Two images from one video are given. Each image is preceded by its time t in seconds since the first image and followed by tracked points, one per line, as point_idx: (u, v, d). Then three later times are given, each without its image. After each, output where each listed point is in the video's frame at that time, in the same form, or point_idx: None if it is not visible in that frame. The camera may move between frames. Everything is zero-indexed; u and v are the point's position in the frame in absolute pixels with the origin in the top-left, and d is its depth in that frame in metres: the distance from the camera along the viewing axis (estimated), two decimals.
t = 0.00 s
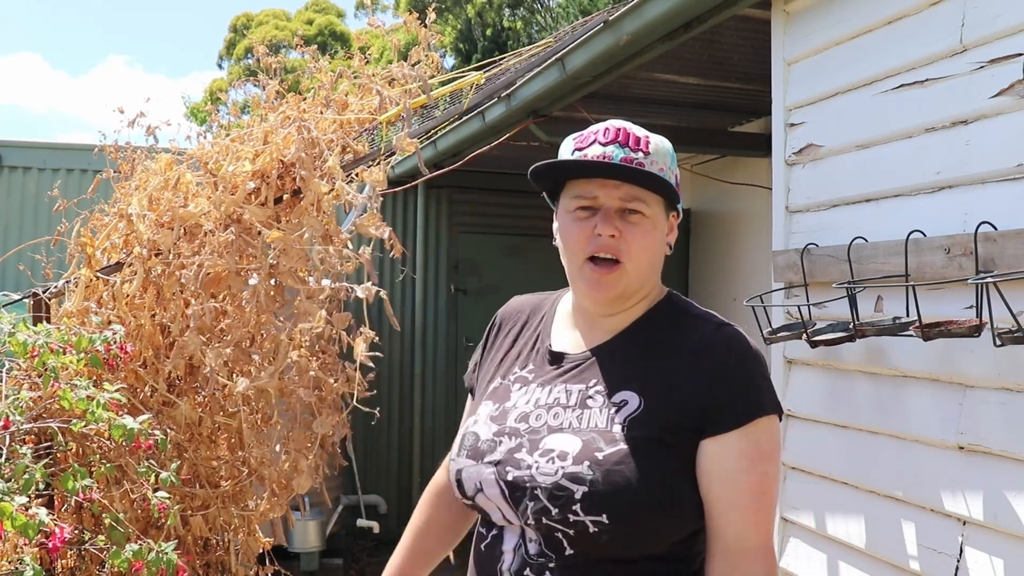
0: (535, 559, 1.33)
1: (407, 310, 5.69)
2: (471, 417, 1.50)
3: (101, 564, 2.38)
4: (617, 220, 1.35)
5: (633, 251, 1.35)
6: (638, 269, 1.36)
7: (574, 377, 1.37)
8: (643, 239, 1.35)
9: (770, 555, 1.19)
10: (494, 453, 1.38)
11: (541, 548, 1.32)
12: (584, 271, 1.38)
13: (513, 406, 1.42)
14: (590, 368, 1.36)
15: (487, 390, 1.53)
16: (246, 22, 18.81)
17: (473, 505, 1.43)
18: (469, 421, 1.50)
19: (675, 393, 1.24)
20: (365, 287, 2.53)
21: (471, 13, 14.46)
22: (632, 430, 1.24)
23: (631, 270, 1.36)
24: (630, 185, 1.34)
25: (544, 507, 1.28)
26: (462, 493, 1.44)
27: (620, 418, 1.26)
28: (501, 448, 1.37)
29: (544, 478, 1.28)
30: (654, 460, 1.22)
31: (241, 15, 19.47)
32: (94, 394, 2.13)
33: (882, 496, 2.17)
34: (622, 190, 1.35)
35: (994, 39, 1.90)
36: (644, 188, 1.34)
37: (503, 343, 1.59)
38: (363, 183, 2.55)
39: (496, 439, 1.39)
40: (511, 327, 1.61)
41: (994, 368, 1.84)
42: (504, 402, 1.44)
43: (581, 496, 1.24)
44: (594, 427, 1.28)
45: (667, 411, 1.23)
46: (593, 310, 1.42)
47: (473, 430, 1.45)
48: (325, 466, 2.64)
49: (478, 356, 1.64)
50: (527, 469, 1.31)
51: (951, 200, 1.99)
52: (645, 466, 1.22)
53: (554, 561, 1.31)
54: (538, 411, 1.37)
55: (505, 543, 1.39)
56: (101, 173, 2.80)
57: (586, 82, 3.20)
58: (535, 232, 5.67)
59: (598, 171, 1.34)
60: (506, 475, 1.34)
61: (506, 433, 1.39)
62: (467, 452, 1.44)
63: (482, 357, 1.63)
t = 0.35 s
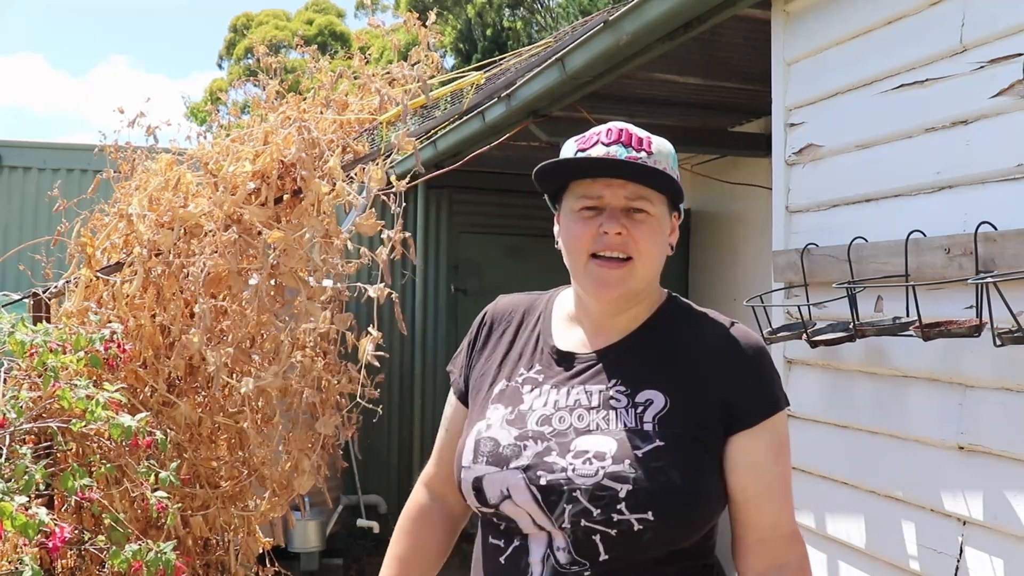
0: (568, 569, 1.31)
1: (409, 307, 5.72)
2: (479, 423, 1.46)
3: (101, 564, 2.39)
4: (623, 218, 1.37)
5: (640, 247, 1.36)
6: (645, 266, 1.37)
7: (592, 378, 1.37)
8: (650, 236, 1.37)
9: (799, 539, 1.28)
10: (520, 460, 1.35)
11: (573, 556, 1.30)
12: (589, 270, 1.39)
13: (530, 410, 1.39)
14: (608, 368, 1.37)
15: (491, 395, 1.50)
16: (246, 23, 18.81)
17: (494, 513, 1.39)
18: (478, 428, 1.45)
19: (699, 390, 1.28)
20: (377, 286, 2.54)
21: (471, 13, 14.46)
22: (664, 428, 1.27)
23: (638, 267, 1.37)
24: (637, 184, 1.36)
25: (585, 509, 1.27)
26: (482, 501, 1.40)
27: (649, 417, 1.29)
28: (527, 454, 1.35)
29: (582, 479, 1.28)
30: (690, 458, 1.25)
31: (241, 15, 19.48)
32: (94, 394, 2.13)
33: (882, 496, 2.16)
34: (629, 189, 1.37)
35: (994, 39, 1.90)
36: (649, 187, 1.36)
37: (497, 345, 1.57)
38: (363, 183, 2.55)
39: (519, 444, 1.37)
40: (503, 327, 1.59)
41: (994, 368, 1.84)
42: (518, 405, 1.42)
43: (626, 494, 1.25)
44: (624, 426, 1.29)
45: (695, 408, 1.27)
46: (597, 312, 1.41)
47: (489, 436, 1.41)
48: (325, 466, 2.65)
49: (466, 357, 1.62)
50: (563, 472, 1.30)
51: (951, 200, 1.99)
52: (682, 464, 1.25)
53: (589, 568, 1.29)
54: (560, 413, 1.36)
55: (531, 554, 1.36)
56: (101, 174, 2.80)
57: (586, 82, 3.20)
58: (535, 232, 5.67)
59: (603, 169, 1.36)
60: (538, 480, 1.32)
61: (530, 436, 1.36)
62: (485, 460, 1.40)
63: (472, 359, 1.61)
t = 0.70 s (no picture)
0: (570, 568, 1.31)
1: (408, 310, 5.69)
2: (482, 420, 1.46)
3: (101, 564, 2.39)
4: (631, 220, 1.37)
5: (647, 250, 1.36)
6: (652, 268, 1.37)
7: (596, 376, 1.37)
8: (657, 238, 1.37)
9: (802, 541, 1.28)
10: (524, 457, 1.35)
11: (575, 556, 1.30)
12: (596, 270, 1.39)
13: (534, 408, 1.39)
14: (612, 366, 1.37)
15: (494, 392, 1.49)
16: (246, 23, 18.81)
17: (496, 512, 1.39)
18: (480, 425, 1.45)
19: (704, 390, 1.28)
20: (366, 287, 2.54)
21: (471, 13, 14.46)
22: (669, 427, 1.27)
23: (646, 269, 1.37)
24: (645, 187, 1.36)
25: (589, 507, 1.28)
26: (484, 500, 1.40)
27: (654, 415, 1.29)
28: (530, 451, 1.35)
29: (586, 478, 1.28)
30: (695, 456, 1.25)
31: (241, 15, 19.48)
32: (94, 394, 2.13)
33: (882, 496, 2.16)
34: (637, 192, 1.37)
35: (994, 39, 1.90)
36: (657, 189, 1.37)
37: (502, 343, 1.57)
38: (363, 183, 2.55)
39: (522, 442, 1.36)
40: (507, 326, 1.59)
41: (995, 368, 1.84)
42: (521, 403, 1.41)
43: (630, 492, 1.25)
44: (628, 425, 1.29)
45: (700, 407, 1.28)
46: (603, 312, 1.42)
47: (492, 434, 1.41)
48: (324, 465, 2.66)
49: (470, 357, 1.61)
50: (566, 470, 1.30)
51: (951, 200, 1.99)
52: (686, 462, 1.25)
53: (592, 567, 1.29)
54: (564, 411, 1.35)
55: (533, 553, 1.35)
56: (100, 174, 2.80)
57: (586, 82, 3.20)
58: (535, 232, 5.71)
59: (612, 172, 1.36)
60: (541, 478, 1.31)
61: (533, 434, 1.36)
62: (488, 457, 1.39)
63: (475, 358, 1.60)
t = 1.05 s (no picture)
0: (557, 567, 1.31)
1: (409, 311, 5.67)
2: (481, 419, 1.48)
3: (101, 564, 2.39)
4: (639, 227, 1.36)
5: (655, 257, 1.36)
6: (660, 275, 1.37)
7: (592, 376, 1.37)
8: (665, 245, 1.36)
9: (801, 551, 1.22)
10: (513, 454, 1.36)
11: (563, 554, 1.30)
12: (602, 275, 1.39)
13: (529, 407, 1.40)
14: (608, 366, 1.37)
15: (496, 392, 1.52)
16: (246, 23, 18.80)
17: (489, 509, 1.41)
18: (479, 423, 1.47)
19: (701, 389, 1.26)
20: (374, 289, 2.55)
21: (471, 13, 14.47)
22: (660, 426, 1.26)
23: (653, 277, 1.37)
24: (655, 195, 1.35)
25: (573, 505, 1.27)
26: (477, 496, 1.42)
27: (645, 414, 1.28)
28: (521, 449, 1.36)
29: (571, 475, 1.28)
30: (686, 455, 1.23)
31: (241, 15, 19.49)
32: (94, 394, 2.13)
33: (882, 496, 2.16)
34: (647, 199, 1.36)
35: (994, 39, 1.90)
36: (667, 198, 1.35)
37: (508, 346, 1.59)
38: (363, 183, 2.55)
39: (514, 439, 1.38)
40: (515, 329, 1.60)
41: (994, 368, 1.84)
42: (518, 402, 1.43)
43: (613, 490, 1.24)
44: (619, 423, 1.29)
45: (695, 407, 1.25)
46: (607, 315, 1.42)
47: (487, 432, 1.43)
48: (325, 465, 2.66)
49: (480, 359, 1.64)
50: (553, 467, 1.30)
51: (951, 200, 1.99)
52: (677, 462, 1.23)
53: (579, 566, 1.29)
54: (557, 410, 1.36)
55: (524, 552, 1.36)
56: (101, 174, 2.80)
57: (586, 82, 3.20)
58: (535, 232, 5.72)
59: (622, 179, 1.35)
60: (529, 475, 1.33)
61: (525, 432, 1.37)
62: (482, 454, 1.41)
63: (484, 359, 1.63)
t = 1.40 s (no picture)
0: (553, 568, 1.31)
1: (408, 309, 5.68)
2: (480, 420, 1.48)
3: (101, 564, 2.39)
4: (631, 226, 1.36)
5: (647, 256, 1.35)
6: (653, 274, 1.37)
7: (590, 376, 1.37)
8: (658, 243, 1.36)
9: (802, 553, 1.22)
10: (510, 455, 1.36)
11: (558, 555, 1.31)
12: (596, 274, 1.39)
13: (527, 408, 1.40)
14: (606, 366, 1.37)
15: (496, 393, 1.52)
16: (246, 22, 18.80)
17: (487, 509, 1.41)
18: (478, 424, 1.48)
19: (699, 390, 1.26)
20: (371, 289, 2.54)
21: (471, 13, 14.47)
22: (658, 426, 1.26)
23: (645, 275, 1.37)
24: (647, 194, 1.34)
25: (567, 505, 1.27)
26: (475, 497, 1.42)
27: (642, 415, 1.28)
28: (517, 449, 1.36)
29: (566, 475, 1.28)
30: (683, 457, 1.23)
31: (241, 15, 19.49)
32: (94, 394, 2.13)
33: (882, 496, 2.16)
34: (639, 199, 1.35)
35: (994, 39, 1.90)
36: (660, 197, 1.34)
37: (509, 347, 1.59)
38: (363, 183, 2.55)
39: (511, 440, 1.38)
40: (517, 331, 1.61)
41: (995, 368, 1.84)
42: (516, 403, 1.43)
43: (607, 491, 1.24)
44: (614, 424, 1.29)
45: (694, 407, 1.25)
46: (606, 315, 1.42)
47: (485, 433, 1.43)
48: (325, 465, 2.66)
49: (483, 362, 1.64)
50: (547, 468, 1.30)
51: (951, 200, 1.99)
52: (674, 463, 1.22)
53: (574, 567, 1.29)
54: (554, 411, 1.36)
55: (520, 552, 1.37)
56: (100, 174, 2.80)
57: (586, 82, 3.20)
58: (535, 232, 5.72)
59: (614, 178, 1.35)
60: (524, 475, 1.33)
61: (522, 433, 1.37)
62: (479, 455, 1.42)
63: (486, 361, 1.63)
